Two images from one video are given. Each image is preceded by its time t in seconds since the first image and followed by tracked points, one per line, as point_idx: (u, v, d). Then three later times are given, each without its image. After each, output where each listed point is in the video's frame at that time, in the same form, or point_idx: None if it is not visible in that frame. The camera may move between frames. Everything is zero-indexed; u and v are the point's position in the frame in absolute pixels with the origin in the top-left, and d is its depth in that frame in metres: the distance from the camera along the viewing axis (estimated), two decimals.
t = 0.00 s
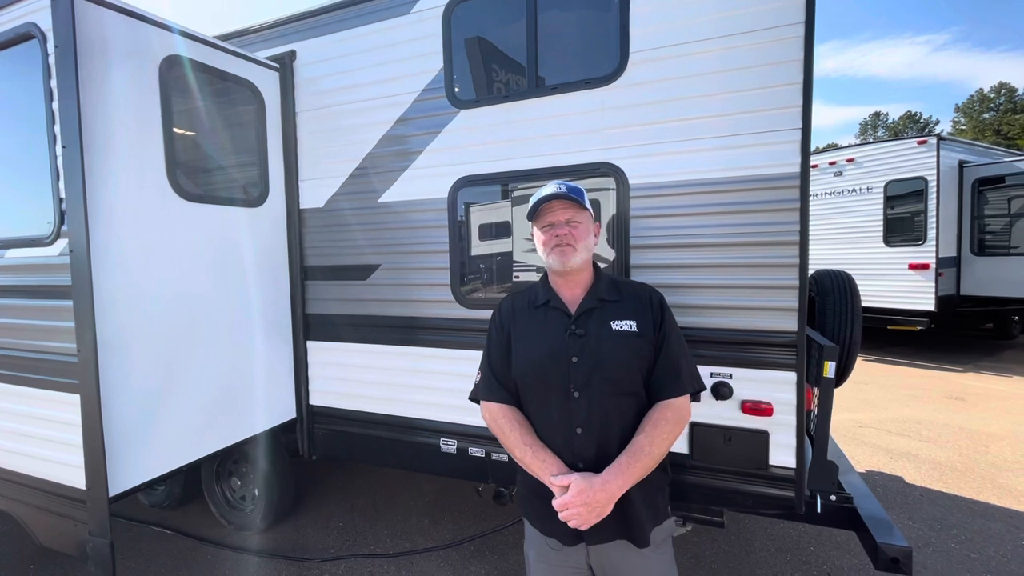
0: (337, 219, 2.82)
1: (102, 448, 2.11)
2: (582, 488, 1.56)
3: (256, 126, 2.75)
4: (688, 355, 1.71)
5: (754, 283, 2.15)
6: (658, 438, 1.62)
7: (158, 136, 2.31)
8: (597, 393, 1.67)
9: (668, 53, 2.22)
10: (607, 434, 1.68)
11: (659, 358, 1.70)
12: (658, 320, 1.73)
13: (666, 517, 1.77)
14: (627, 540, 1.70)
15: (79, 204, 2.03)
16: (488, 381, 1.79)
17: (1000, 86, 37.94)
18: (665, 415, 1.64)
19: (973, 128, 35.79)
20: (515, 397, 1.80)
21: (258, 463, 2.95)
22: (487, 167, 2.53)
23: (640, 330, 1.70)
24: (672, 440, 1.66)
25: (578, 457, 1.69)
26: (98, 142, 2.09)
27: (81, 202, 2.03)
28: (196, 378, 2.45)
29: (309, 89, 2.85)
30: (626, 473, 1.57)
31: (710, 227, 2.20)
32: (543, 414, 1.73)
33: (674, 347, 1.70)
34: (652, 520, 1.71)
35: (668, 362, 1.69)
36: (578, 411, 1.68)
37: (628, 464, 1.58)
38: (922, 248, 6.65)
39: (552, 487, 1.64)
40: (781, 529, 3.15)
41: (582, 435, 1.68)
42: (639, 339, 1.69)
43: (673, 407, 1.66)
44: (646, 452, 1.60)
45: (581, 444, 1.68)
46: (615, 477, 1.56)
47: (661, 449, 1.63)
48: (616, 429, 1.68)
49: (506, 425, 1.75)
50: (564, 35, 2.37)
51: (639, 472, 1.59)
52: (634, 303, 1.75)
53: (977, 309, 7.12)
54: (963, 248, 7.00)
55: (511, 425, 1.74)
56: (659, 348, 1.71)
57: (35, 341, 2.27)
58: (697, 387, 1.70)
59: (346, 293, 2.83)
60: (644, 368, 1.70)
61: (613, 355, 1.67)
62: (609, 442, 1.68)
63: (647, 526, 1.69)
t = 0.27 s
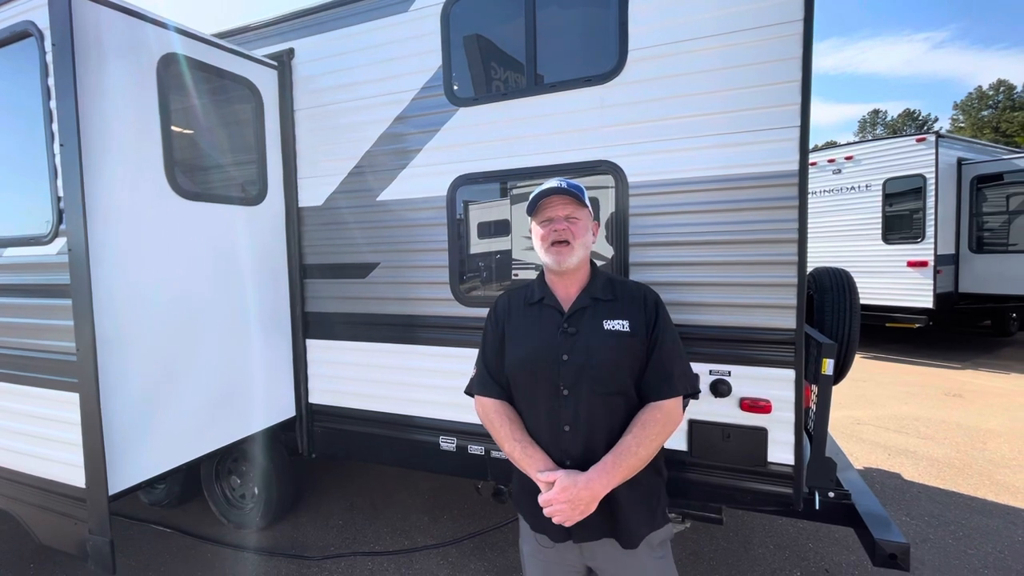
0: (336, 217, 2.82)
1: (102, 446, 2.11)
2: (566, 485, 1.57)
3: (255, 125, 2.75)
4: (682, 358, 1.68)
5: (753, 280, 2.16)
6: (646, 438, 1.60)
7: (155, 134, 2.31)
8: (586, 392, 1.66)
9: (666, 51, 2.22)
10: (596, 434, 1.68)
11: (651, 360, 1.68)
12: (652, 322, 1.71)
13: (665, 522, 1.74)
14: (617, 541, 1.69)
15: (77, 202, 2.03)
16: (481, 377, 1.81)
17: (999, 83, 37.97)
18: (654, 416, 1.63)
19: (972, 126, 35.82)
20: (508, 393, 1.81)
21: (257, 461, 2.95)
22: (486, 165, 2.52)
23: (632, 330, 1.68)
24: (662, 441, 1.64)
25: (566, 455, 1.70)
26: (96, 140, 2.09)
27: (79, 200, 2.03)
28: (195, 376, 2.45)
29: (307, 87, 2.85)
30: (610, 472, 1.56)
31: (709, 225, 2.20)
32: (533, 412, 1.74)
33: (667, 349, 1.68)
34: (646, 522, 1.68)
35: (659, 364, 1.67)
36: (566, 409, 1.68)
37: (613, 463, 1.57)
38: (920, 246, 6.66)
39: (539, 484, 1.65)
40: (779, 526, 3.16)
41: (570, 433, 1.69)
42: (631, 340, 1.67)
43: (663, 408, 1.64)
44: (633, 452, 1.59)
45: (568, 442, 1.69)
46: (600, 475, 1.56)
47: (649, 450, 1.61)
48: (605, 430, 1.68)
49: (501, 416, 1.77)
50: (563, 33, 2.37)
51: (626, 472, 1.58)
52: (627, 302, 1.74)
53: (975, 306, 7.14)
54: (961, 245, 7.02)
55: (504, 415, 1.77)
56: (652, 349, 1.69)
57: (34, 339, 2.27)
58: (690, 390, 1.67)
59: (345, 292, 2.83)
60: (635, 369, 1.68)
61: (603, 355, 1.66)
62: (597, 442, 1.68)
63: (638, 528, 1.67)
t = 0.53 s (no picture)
0: (334, 215, 2.82)
1: (100, 444, 2.11)
2: (550, 482, 1.58)
3: (253, 123, 2.76)
4: (682, 363, 1.61)
5: (750, 277, 2.16)
6: (636, 444, 1.56)
7: (153, 132, 2.31)
8: (580, 392, 1.65)
9: (664, 49, 2.23)
10: (588, 435, 1.66)
11: (649, 362, 1.62)
12: (654, 323, 1.65)
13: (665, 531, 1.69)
14: (607, 543, 1.68)
15: (75, 200, 2.03)
16: (487, 370, 1.85)
17: (997, 80, 37.99)
18: (647, 422, 1.58)
19: (970, 123, 35.85)
20: (511, 387, 1.83)
21: (256, 459, 2.95)
22: (484, 163, 2.53)
23: (631, 331, 1.64)
24: (655, 448, 1.58)
25: (558, 452, 1.70)
26: (93, 138, 2.09)
27: (77, 198, 2.03)
28: (192, 375, 2.45)
29: (305, 85, 2.85)
30: (595, 475, 1.54)
31: (706, 222, 2.21)
32: (530, 408, 1.75)
33: (666, 352, 1.61)
34: (640, 528, 1.65)
35: (657, 368, 1.61)
36: (560, 407, 1.68)
37: (600, 467, 1.54)
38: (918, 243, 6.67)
39: (529, 478, 1.67)
40: (777, 522, 3.17)
41: (562, 431, 1.68)
42: (626, 342, 1.63)
43: (658, 415, 1.58)
44: (620, 457, 1.55)
45: (560, 439, 1.69)
46: (584, 477, 1.55)
47: (639, 456, 1.57)
48: (597, 431, 1.65)
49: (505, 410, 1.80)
50: (561, 31, 2.38)
51: (612, 476, 1.55)
52: (630, 302, 1.69)
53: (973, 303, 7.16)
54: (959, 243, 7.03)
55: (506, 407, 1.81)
56: (651, 352, 1.63)
57: (33, 337, 2.28)
58: (690, 397, 1.59)
59: (344, 290, 2.84)
60: (632, 371, 1.64)
61: (599, 355, 1.63)
62: (589, 443, 1.66)
63: (630, 534, 1.64)
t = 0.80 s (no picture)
0: (332, 213, 2.82)
1: (99, 443, 2.12)
2: (551, 477, 1.56)
3: (251, 121, 2.75)
4: (706, 371, 1.49)
5: (748, 275, 2.17)
6: (642, 452, 1.47)
7: (151, 131, 2.31)
8: (592, 392, 1.59)
9: (662, 47, 2.23)
10: (596, 437, 1.59)
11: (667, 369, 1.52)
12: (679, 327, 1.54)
13: (674, 552, 1.58)
14: (610, 551, 1.61)
15: (72, 199, 2.03)
16: (518, 362, 1.87)
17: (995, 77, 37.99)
18: (659, 433, 1.48)
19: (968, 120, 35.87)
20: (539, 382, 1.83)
21: (255, 458, 2.95)
22: (482, 161, 2.53)
23: (651, 334, 1.54)
24: (665, 461, 1.48)
25: (567, 450, 1.66)
26: (91, 137, 2.09)
27: (74, 198, 2.03)
28: (191, 374, 2.45)
29: (303, 83, 2.84)
30: (595, 478, 1.48)
31: (704, 220, 2.22)
32: (547, 404, 1.74)
33: (686, 358, 1.50)
34: (645, 543, 1.56)
35: (674, 376, 1.50)
36: (572, 404, 1.64)
37: (602, 470, 1.48)
38: (916, 240, 6.68)
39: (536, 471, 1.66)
40: (775, 519, 3.18)
41: (571, 429, 1.65)
42: (644, 344, 1.53)
43: (671, 425, 1.48)
44: (625, 464, 1.47)
45: (570, 437, 1.65)
46: (585, 478, 1.49)
47: (646, 467, 1.48)
48: (606, 434, 1.58)
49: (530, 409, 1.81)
50: (559, 28, 2.38)
51: (613, 483, 1.48)
52: (657, 304, 1.59)
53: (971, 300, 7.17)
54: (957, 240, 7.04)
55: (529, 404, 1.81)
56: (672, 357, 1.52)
57: (31, 337, 2.28)
58: (709, 409, 1.47)
59: (342, 288, 2.84)
60: (649, 377, 1.54)
61: (614, 356, 1.56)
62: (596, 445, 1.60)
63: (632, 547, 1.56)
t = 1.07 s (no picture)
0: (330, 212, 2.82)
1: (97, 442, 2.12)
2: (567, 476, 1.56)
3: (248, 120, 2.75)
4: (730, 382, 1.40)
5: (745, 273, 2.18)
6: (657, 462, 1.41)
7: (147, 130, 2.31)
8: (611, 395, 1.55)
9: (659, 44, 2.23)
10: (614, 440, 1.55)
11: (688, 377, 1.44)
12: (705, 333, 1.44)
13: (695, 565, 1.52)
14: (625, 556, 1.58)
15: (68, 198, 2.03)
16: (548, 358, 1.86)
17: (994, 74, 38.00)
18: (676, 443, 1.40)
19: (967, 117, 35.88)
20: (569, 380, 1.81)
21: (254, 457, 2.95)
22: (480, 160, 2.53)
23: (673, 340, 1.46)
24: (682, 472, 1.41)
25: (586, 451, 1.64)
26: (87, 136, 2.09)
27: (70, 196, 2.02)
28: (188, 373, 2.45)
29: (300, 82, 2.84)
30: (607, 483, 1.46)
31: (701, 219, 2.22)
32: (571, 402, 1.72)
33: (709, 367, 1.40)
34: (659, 553, 1.51)
35: (695, 385, 1.42)
36: (591, 406, 1.61)
37: (614, 475, 1.45)
38: (914, 237, 6.68)
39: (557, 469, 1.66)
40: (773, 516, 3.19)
41: (589, 430, 1.62)
42: (664, 349, 1.46)
43: (690, 437, 1.40)
44: (639, 471, 1.43)
45: (588, 438, 1.62)
46: (598, 481, 1.47)
47: (661, 476, 1.42)
48: (623, 439, 1.54)
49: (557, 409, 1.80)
50: (556, 26, 2.37)
51: (627, 488, 1.44)
52: (684, 307, 1.50)
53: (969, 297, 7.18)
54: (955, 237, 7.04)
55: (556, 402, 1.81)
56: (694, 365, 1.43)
57: (28, 336, 2.27)
58: (731, 422, 1.38)
59: (341, 286, 2.84)
60: (670, 384, 1.47)
61: (633, 360, 1.50)
62: (614, 448, 1.56)
63: (648, 556, 1.52)
